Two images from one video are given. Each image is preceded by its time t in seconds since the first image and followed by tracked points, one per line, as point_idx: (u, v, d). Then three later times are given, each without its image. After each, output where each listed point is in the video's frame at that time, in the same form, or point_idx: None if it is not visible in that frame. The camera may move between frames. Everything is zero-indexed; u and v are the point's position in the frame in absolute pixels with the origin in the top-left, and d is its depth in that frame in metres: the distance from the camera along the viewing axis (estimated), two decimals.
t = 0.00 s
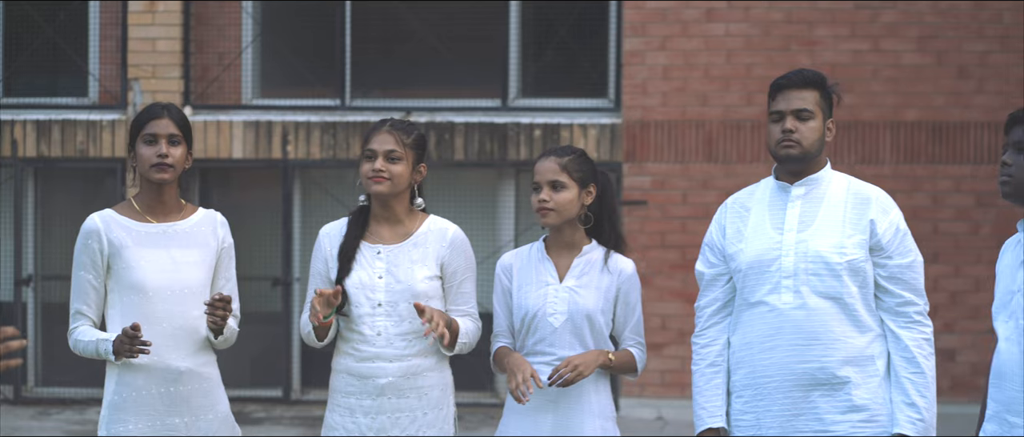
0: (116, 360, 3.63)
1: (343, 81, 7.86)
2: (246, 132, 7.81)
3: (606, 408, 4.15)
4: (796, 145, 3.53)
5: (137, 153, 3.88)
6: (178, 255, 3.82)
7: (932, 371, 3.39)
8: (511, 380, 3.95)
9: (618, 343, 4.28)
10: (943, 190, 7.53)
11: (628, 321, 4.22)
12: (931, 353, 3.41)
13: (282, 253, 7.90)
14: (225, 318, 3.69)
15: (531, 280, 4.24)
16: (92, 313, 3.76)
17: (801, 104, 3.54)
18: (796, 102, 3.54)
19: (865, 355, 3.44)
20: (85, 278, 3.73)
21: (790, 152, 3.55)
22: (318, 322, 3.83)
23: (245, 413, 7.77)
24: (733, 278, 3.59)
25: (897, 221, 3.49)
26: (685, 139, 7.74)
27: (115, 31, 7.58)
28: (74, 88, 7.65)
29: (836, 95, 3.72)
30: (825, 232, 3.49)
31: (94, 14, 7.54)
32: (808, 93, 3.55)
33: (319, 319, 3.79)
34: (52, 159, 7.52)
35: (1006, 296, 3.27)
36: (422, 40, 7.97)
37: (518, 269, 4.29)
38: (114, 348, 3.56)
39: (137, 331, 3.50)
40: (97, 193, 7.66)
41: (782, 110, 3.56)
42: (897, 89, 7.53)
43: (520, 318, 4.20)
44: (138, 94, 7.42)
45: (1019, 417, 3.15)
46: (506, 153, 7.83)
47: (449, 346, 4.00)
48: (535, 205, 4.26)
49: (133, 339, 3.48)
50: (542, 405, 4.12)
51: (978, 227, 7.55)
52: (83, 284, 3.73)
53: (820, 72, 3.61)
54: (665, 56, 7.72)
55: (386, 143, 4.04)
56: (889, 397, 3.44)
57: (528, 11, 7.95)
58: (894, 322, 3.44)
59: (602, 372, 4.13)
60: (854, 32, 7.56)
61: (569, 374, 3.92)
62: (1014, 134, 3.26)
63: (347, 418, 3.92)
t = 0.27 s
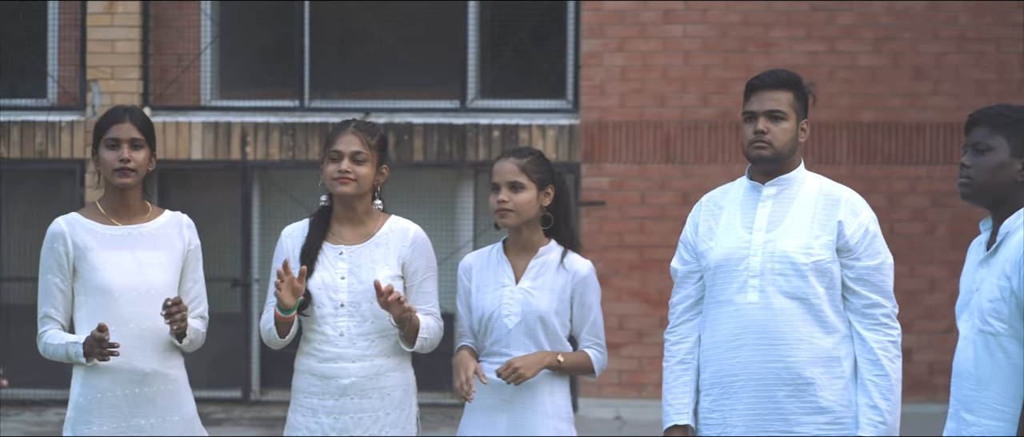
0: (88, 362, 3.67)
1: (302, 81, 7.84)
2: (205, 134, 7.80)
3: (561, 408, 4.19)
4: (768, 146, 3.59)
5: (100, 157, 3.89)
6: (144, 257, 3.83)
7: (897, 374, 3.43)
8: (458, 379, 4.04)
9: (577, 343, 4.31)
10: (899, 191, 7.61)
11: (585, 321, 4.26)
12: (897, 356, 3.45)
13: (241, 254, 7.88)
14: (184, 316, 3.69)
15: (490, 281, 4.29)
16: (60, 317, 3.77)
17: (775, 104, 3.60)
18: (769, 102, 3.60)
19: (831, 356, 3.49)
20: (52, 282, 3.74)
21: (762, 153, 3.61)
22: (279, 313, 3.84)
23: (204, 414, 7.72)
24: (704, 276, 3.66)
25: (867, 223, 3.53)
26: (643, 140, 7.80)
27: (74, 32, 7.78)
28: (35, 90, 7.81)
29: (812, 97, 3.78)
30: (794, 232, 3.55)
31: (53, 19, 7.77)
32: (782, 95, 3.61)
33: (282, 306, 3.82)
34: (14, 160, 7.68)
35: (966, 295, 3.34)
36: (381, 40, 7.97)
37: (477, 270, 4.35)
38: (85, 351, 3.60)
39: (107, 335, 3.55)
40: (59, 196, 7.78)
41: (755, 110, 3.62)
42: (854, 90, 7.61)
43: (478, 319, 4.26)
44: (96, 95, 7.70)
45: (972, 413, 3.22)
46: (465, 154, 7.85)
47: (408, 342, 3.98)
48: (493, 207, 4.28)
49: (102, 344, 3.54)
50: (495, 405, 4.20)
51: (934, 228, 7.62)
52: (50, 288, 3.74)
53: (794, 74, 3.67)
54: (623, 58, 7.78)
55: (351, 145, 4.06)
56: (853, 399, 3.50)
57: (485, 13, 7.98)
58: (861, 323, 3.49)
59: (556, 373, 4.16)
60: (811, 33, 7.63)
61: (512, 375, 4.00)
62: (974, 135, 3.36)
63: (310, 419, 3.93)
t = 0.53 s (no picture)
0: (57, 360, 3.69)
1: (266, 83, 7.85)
2: (169, 134, 7.74)
3: (520, 409, 4.22)
4: (744, 144, 3.62)
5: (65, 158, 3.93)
6: (111, 258, 3.88)
7: (864, 377, 3.44)
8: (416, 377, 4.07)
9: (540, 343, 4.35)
10: (862, 191, 7.66)
11: (545, 322, 4.27)
12: (866, 359, 3.46)
13: (206, 254, 7.81)
14: (150, 343, 3.76)
15: (453, 281, 4.34)
16: (30, 319, 3.80)
17: (754, 103, 3.63)
18: (749, 101, 3.63)
19: (800, 358, 3.52)
20: (21, 283, 3.79)
21: (738, 149, 3.65)
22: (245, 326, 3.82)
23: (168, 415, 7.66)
24: (679, 274, 3.72)
25: (839, 224, 3.55)
26: (607, 140, 7.82)
27: (38, 33, 7.74)
28: None
29: (795, 99, 3.81)
30: (765, 232, 3.58)
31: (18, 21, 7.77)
32: (763, 94, 3.64)
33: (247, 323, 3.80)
34: None
35: (926, 296, 3.38)
36: (345, 41, 7.96)
37: (442, 270, 4.40)
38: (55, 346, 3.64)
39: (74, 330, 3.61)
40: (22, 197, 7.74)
41: (733, 107, 3.66)
42: (819, 91, 7.63)
43: (441, 319, 4.32)
44: (60, 96, 7.64)
45: (933, 414, 3.26)
46: (430, 156, 7.82)
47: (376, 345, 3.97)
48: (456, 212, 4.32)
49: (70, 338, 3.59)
50: (455, 405, 4.24)
51: (897, 228, 7.68)
52: (19, 289, 3.79)
53: (777, 74, 3.70)
54: (587, 59, 7.80)
55: (317, 146, 4.04)
56: (823, 402, 3.52)
57: (449, 14, 7.98)
58: (831, 326, 3.51)
59: (513, 374, 4.19)
60: (774, 34, 7.68)
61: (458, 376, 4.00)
62: (937, 137, 3.37)
63: (275, 419, 3.91)
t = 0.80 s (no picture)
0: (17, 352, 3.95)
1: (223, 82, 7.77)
2: (126, 134, 7.69)
3: (474, 410, 4.24)
4: (709, 139, 3.69)
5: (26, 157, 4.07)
6: (69, 259, 4.05)
7: (821, 381, 3.53)
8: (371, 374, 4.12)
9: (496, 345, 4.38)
10: (817, 191, 7.73)
11: (500, 322, 4.30)
12: (823, 363, 3.54)
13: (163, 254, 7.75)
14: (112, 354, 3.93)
15: (410, 281, 4.38)
16: None
17: (722, 100, 3.70)
18: (717, 97, 3.70)
19: (760, 360, 3.61)
20: None
21: (704, 145, 3.72)
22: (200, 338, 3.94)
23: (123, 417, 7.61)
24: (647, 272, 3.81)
25: (803, 226, 3.62)
26: (564, 140, 7.85)
27: None
28: None
29: (770, 100, 3.87)
30: (727, 233, 3.67)
31: None
32: (732, 92, 3.71)
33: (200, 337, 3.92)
34: None
35: (882, 295, 3.42)
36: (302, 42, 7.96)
37: (399, 270, 4.43)
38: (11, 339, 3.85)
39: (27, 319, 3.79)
40: None
41: (703, 104, 3.73)
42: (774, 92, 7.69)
43: (398, 318, 4.35)
44: (17, 96, 7.61)
45: (890, 412, 3.31)
46: (387, 155, 7.81)
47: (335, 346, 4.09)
48: (413, 211, 4.35)
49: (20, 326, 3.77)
50: (410, 405, 4.27)
51: (853, 228, 7.74)
52: None
53: (749, 73, 3.76)
54: (544, 59, 7.81)
55: (273, 146, 4.14)
56: (780, 404, 3.61)
57: (407, 15, 7.96)
58: (792, 328, 3.59)
59: (467, 375, 4.22)
60: (731, 35, 7.72)
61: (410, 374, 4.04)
62: (893, 137, 3.40)
63: (233, 419, 4.03)
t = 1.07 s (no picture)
0: None
1: (185, 82, 7.79)
2: (88, 134, 7.66)
3: (442, 409, 4.32)
4: (677, 139, 3.71)
5: None
6: (31, 258, 4.19)
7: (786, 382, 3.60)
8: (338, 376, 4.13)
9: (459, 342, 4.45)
10: (780, 191, 7.78)
11: (467, 321, 4.37)
12: (789, 364, 3.61)
13: (125, 253, 7.73)
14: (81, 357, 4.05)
15: (374, 281, 4.40)
16: None
17: (692, 98, 3.72)
18: (688, 96, 3.72)
19: (726, 361, 3.67)
20: None
21: (672, 144, 3.73)
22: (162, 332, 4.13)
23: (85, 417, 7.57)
24: (619, 271, 3.83)
25: (771, 227, 3.66)
26: (527, 140, 7.86)
27: None
28: None
29: (742, 100, 3.88)
30: (695, 233, 3.69)
31: None
32: (702, 91, 3.73)
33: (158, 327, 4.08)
34: None
35: (845, 292, 3.42)
36: (264, 41, 7.91)
37: (361, 269, 4.45)
38: None
39: None
40: None
41: (673, 103, 3.74)
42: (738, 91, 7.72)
43: (361, 318, 4.38)
44: None
45: (859, 409, 3.34)
46: (350, 155, 7.78)
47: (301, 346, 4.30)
48: (379, 210, 4.37)
49: None
50: (377, 405, 4.32)
51: (815, 227, 7.80)
52: None
53: (721, 73, 3.78)
54: (507, 59, 7.82)
55: (233, 144, 4.28)
56: (746, 405, 3.67)
57: (370, 14, 7.93)
58: (759, 328, 3.65)
59: (435, 374, 4.28)
60: (694, 35, 7.76)
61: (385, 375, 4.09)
62: (857, 136, 3.43)
63: (195, 418, 4.23)
